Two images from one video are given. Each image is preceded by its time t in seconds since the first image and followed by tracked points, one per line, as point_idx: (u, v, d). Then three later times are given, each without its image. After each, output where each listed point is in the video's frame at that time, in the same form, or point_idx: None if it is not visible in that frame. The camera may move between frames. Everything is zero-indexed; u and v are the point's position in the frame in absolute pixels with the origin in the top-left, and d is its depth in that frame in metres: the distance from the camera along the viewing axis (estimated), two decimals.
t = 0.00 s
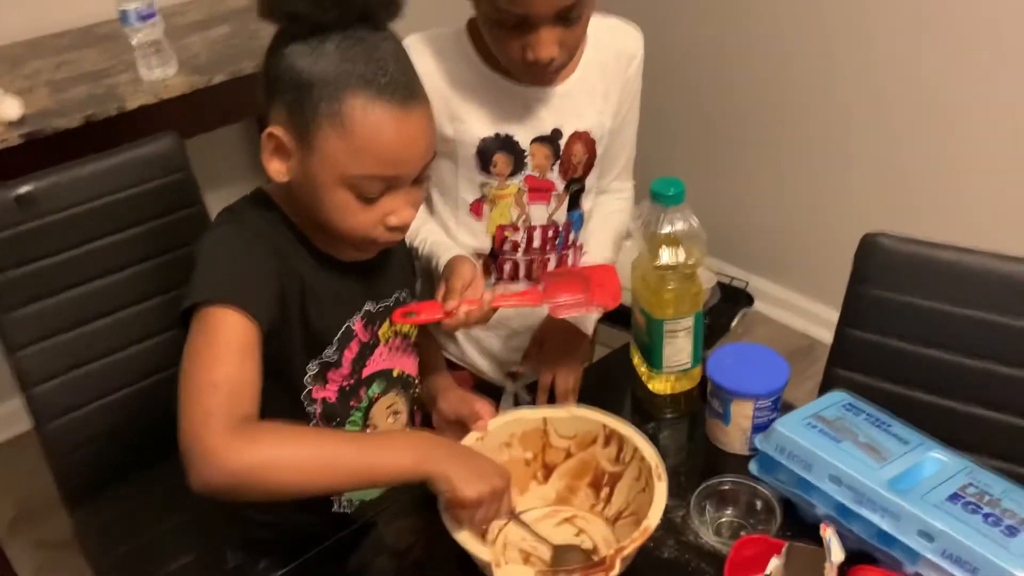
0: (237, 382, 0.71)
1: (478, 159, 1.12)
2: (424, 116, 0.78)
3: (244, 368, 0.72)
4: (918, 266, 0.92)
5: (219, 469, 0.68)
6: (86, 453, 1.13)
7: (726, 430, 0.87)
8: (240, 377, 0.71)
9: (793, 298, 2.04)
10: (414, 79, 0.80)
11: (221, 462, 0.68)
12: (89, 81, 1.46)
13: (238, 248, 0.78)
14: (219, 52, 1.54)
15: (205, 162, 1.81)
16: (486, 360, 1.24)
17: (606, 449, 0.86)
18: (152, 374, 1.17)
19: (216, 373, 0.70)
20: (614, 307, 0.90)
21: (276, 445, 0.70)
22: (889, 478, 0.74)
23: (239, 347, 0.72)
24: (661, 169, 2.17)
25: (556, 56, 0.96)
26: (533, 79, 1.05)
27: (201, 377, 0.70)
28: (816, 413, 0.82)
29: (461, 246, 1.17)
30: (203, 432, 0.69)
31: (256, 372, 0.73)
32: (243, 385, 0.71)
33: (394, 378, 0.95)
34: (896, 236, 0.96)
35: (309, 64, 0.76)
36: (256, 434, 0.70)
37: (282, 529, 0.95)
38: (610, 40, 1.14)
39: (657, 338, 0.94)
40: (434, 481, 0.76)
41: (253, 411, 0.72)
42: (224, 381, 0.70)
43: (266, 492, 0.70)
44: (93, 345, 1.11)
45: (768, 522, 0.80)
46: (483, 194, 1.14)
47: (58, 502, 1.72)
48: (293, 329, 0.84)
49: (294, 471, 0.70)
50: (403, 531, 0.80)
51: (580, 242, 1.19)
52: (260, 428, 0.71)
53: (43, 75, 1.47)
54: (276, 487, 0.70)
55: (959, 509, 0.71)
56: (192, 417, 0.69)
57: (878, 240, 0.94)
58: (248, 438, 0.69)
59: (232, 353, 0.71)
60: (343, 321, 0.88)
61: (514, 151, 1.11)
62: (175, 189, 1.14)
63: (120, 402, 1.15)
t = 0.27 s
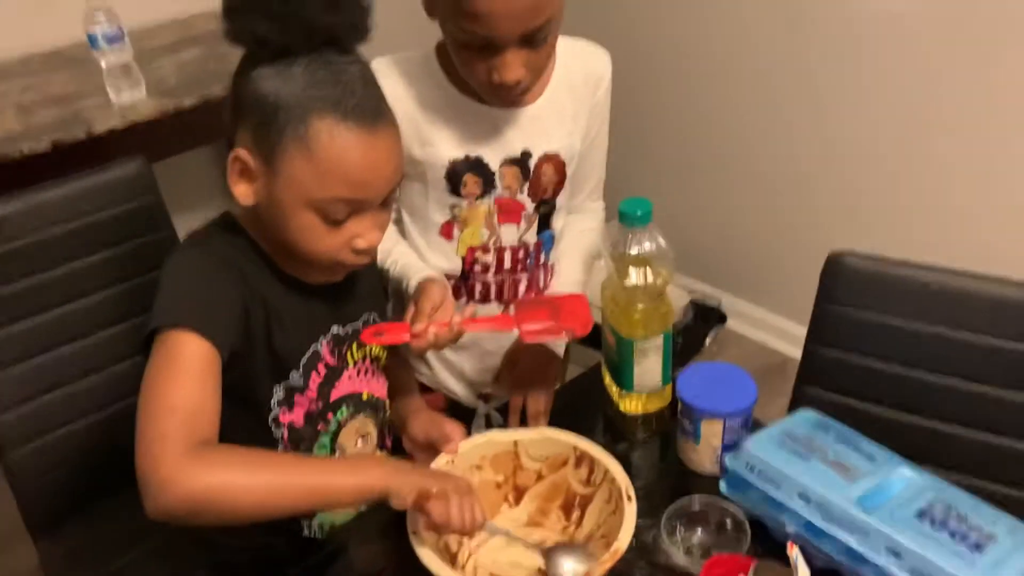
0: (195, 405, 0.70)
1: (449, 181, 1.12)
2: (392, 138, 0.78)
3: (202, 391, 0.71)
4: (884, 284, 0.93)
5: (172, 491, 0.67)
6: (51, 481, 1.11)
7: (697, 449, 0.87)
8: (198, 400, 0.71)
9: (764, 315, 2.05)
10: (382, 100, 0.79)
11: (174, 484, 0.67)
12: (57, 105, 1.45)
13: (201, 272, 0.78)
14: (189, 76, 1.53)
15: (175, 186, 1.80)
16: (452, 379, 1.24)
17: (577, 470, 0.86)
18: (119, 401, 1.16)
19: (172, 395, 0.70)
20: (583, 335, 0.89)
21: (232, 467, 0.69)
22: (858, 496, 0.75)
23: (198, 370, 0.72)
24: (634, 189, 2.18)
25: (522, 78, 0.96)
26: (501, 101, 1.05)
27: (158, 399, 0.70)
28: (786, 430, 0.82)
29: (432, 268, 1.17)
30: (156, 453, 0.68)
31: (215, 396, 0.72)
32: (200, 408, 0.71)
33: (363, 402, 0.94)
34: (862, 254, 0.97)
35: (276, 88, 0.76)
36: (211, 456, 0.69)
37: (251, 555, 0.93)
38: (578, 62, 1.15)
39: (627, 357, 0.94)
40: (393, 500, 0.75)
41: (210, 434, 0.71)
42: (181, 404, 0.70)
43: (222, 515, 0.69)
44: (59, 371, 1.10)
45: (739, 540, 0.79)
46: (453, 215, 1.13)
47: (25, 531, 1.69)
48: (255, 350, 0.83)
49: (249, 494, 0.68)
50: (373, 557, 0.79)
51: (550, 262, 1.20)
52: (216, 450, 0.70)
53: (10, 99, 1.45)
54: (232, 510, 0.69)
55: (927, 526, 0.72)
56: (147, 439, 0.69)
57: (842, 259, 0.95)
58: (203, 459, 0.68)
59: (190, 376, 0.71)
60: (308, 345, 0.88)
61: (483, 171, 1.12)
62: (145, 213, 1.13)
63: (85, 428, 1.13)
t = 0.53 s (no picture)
0: (189, 405, 0.69)
1: (445, 182, 1.12)
2: (385, 137, 0.78)
3: (196, 390, 0.70)
4: (880, 292, 0.93)
5: (167, 492, 0.66)
6: (46, 478, 1.11)
7: (692, 457, 0.87)
8: (192, 399, 0.69)
9: (763, 320, 2.05)
10: (377, 101, 0.79)
11: (169, 485, 0.66)
12: (57, 102, 1.44)
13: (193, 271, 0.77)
14: (190, 74, 1.53)
15: (175, 185, 1.79)
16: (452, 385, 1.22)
17: (575, 476, 0.85)
18: (115, 399, 1.16)
19: (166, 395, 0.68)
20: (579, 333, 0.88)
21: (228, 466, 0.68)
22: (853, 506, 0.75)
23: (191, 369, 0.71)
24: (634, 192, 2.18)
25: (517, 77, 0.96)
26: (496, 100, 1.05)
27: (151, 399, 0.68)
28: (782, 439, 0.82)
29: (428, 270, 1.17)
30: (150, 454, 0.67)
31: (208, 395, 0.71)
32: (194, 407, 0.69)
33: (358, 405, 0.94)
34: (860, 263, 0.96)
35: (269, 86, 0.75)
36: (206, 455, 0.68)
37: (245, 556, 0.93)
38: (575, 64, 1.14)
39: (623, 365, 0.94)
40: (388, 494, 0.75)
41: (204, 433, 0.70)
42: (175, 404, 0.68)
43: (218, 516, 0.68)
44: (55, 369, 1.10)
45: (732, 549, 0.79)
46: (450, 218, 1.14)
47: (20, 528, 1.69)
48: (252, 357, 0.83)
49: (246, 493, 0.67)
50: (365, 560, 0.79)
51: (548, 266, 1.20)
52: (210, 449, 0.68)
53: (10, 96, 1.45)
54: (229, 510, 0.67)
55: (921, 537, 0.71)
56: (140, 440, 0.67)
57: (842, 268, 0.95)
58: (198, 458, 0.67)
59: (183, 376, 0.70)
60: (304, 347, 0.88)
61: (480, 175, 1.12)
62: (144, 212, 1.13)
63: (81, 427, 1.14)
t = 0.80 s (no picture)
0: (172, 392, 0.69)
1: (430, 159, 1.11)
2: (372, 114, 0.77)
3: (180, 379, 0.70)
4: (872, 279, 0.93)
5: (147, 479, 0.65)
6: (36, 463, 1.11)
7: (682, 444, 0.87)
8: (175, 387, 0.69)
9: (754, 307, 2.06)
10: (363, 80, 0.79)
11: (149, 473, 0.65)
12: (44, 83, 1.43)
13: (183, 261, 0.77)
14: (179, 56, 1.52)
15: (165, 168, 1.78)
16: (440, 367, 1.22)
17: (566, 464, 0.86)
18: (104, 383, 1.16)
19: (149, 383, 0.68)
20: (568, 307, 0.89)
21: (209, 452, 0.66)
22: (842, 494, 0.75)
23: (176, 359, 0.70)
24: (626, 178, 2.18)
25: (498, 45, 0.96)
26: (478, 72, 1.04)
27: (134, 388, 0.68)
28: (772, 427, 0.82)
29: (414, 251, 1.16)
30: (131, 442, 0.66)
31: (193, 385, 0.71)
32: (177, 395, 0.69)
33: (348, 392, 0.94)
34: (851, 251, 0.97)
35: (255, 64, 0.74)
36: (186, 442, 0.67)
37: (236, 543, 0.93)
38: (559, 43, 1.14)
39: (614, 351, 0.94)
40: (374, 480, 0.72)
41: (188, 423, 0.69)
42: (157, 392, 0.68)
43: (202, 506, 0.67)
44: (43, 353, 1.09)
45: (721, 536, 0.79)
46: (436, 196, 1.13)
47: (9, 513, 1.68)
48: (238, 344, 0.83)
49: (227, 478, 0.66)
50: (355, 547, 0.79)
51: (534, 247, 1.20)
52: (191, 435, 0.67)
53: None
54: (211, 498, 0.66)
55: (909, 525, 0.72)
56: (122, 429, 0.67)
57: (832, 255, 0.95)
58: (178, 445, 0.66)
59: (167, 365, 0.70)
60: (293, 336, 0.88)
61: (465, 150, 1.11)
62: (133, 194, 1.12)
63: (71, 411, 1.13)
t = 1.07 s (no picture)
0: (132, 413, 0.68)
1: (408, 160, 1.12)
2: (353, 121, 0.78)
3: (142, 401, 0.69)
4: (855, 287, 0.94)
5: (99, 499, 0.64)
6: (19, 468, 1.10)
7: (667, 450, 0.88)
8: (136, 408, 0.69)
9: (738, 314, 2.07)
10: (346, 88, 0.80)
11: (102, 491, 0.64)
12: (28, 85, 1.42)
13: (155, 278, 0.76)
14: (164, 60, 1.51)
15: (151, 172, 1.77)
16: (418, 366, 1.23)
17: (554, 474, 0.86)
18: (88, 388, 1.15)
19: (111, 402, 0.68)
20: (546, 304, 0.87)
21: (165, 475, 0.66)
22: (825, 500, 0.75)
23: (140, 379, 0.70)
24: (612, 185, 2.18)
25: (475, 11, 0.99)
26: (456, 56, 1.04)
27: (94, 405, 0.68)
28: (756, 434, 0.83)
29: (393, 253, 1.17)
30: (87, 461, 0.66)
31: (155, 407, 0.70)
32: (136, 416, 0.68)
33: (336, 401, 0.94)
34: (834, 259, 0.97)
35: (238, 63, 0.75)
36: (141, 461, 0.66)
37: (221, 550, 0.93)
38: (540, 48, 1.15)
39: (599, 357, 0.95)
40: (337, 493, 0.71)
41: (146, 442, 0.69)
42: (115, 411, 0.67)
43: (156, 527, 0.66)
44: (27, 357, 1.08)
45: (706, 543, 0.79)
46: (414, 197, 1.14)
47: None
48: (221, 350, 0.83)
49: (182, 501, 0.65)
50: (340, 554, 0.79)
51: (515, 249, 1.20)
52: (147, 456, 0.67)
53: None
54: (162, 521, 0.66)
55: (891, 531, 0.72)
56: (79, 446, 0.66)
57: (816, 263, 0.96)
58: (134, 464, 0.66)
59: (130, 385, 0.69)
60: (279, 345, 0.88)
61: (443, 152, 1.12)
62: (118, 198, 1.12)
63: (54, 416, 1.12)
